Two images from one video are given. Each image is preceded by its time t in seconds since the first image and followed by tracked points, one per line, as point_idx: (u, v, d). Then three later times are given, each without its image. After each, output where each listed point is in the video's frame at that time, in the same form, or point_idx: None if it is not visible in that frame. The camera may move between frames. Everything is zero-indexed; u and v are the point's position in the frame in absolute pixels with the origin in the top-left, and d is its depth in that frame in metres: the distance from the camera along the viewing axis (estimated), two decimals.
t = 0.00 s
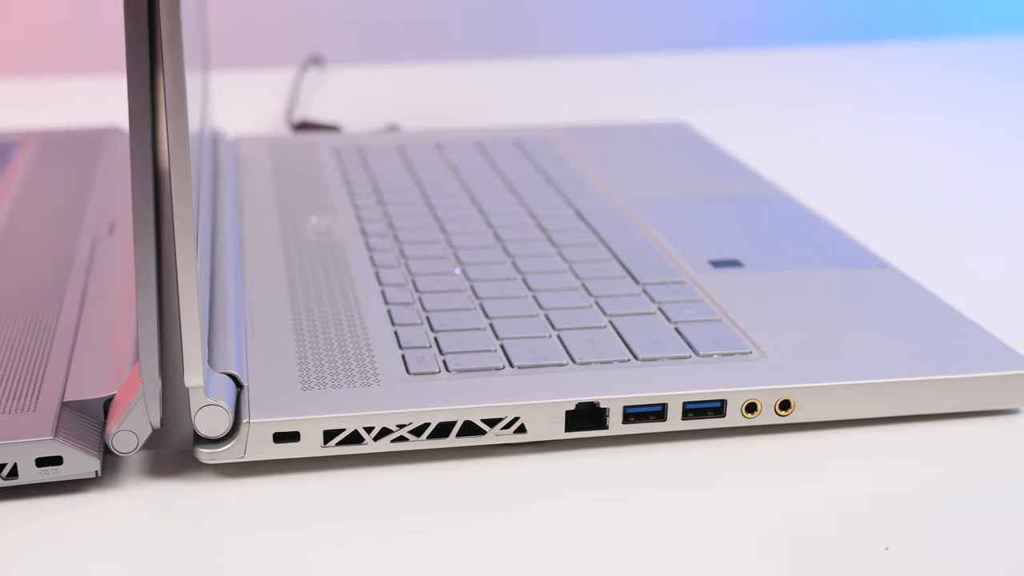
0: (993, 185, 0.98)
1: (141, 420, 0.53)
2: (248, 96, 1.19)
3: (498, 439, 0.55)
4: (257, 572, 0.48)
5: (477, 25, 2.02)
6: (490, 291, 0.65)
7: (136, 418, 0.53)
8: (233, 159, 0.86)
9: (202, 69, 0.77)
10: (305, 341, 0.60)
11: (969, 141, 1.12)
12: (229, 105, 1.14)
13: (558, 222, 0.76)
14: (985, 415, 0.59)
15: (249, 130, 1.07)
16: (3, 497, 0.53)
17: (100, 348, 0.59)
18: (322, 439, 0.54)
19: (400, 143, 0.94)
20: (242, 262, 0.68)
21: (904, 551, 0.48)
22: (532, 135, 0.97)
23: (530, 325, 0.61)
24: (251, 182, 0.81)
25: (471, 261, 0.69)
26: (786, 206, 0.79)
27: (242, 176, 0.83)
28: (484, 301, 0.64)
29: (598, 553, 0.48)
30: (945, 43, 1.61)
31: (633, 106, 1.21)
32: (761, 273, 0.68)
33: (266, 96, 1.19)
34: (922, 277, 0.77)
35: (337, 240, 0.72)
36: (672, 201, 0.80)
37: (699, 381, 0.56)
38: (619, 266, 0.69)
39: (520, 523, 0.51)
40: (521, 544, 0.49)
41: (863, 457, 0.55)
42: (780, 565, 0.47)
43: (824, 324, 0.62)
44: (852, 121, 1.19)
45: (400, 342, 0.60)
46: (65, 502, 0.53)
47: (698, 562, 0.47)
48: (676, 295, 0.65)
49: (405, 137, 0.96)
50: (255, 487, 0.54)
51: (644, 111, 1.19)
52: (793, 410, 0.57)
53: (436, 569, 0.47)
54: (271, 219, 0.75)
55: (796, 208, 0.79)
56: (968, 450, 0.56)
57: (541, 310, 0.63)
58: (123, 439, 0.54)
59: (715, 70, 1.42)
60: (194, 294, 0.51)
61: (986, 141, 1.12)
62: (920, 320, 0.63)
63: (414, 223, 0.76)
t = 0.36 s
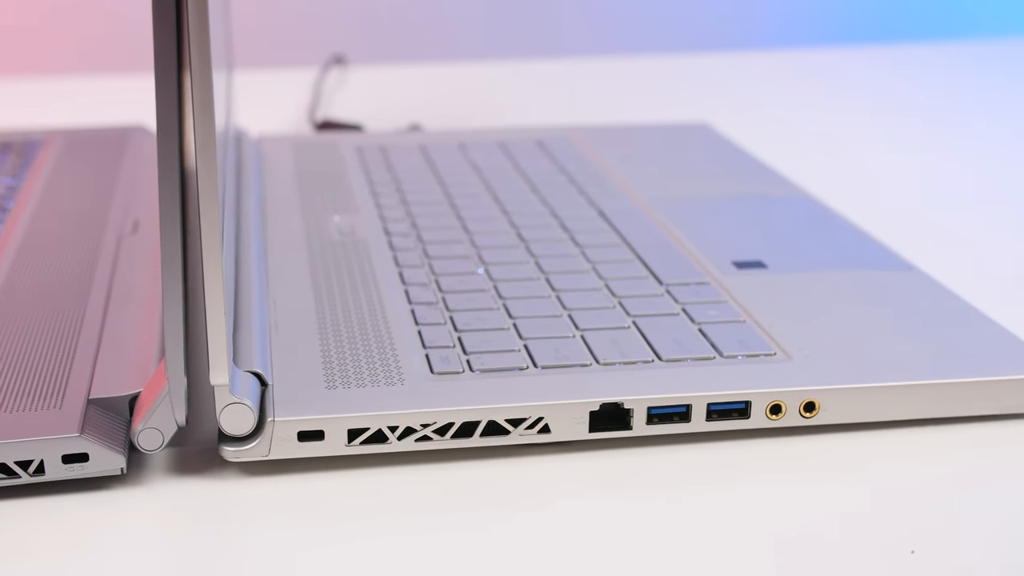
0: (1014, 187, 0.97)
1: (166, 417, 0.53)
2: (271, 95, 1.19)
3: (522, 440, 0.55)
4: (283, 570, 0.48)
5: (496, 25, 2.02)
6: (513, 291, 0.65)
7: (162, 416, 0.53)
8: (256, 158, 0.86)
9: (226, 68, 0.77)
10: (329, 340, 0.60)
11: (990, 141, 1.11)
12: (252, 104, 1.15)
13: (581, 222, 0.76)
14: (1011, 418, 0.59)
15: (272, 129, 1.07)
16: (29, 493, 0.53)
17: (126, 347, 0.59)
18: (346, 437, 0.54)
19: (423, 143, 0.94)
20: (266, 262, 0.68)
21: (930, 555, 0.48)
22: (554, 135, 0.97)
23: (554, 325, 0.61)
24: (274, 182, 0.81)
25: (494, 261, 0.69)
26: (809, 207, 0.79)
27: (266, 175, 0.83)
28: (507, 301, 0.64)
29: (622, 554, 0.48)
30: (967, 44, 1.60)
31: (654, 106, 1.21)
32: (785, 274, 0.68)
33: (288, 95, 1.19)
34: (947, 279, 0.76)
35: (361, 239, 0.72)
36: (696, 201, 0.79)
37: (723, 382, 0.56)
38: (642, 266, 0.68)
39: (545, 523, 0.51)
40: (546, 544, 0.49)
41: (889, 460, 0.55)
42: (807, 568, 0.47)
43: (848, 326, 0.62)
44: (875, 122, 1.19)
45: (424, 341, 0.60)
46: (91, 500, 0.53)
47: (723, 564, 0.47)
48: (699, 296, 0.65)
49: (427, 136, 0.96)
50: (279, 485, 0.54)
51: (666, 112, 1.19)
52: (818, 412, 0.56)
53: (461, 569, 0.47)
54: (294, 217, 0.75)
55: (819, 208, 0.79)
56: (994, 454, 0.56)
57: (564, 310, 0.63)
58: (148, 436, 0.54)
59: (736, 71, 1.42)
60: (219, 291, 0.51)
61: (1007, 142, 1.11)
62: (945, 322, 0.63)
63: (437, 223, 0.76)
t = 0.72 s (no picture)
0: None
1: (192, 416, 0.54)
2: (294, 95, 1.19)
3: (545, 440, 0.55)
4: (308, 568, 0.48)
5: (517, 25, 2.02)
6: (536, 291, 0.65)
7: (187, 414, 0.54)
8: (280, 157, 0.86)
9: (250, 67, 0.78)
10: (353, 339, 0.60)
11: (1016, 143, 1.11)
12: (274, 102, 1.15)
13: (604, 222, 0.76)
14: None
15: (295, 128, 1.08)
16: (55, 490, 0.54)
17: (151, 344, 0.59)
18: (370, 436, 0.54)
19: (446, 142, 0.94)
20: (290, 260, 0.68)
21: (956, 559, 0.47)
22: (577, 135, 0.97)
23: (578, 325, 0.61)
24: (298, 180, 0.81)
25: (517, 261, 0.69)
26: (834, 208, 0.79)
27: (290, 174, 0.83)
28: (530, 301, 0.64)
29: (646, 555, 0.48)
30: (991, 45, 1.59)
31: (677, 107, 1.21)
32: (809, 276, 0.68)
33: (311, 94, 1.20)
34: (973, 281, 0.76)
35: (384, 239, 0.72)
36: (720, 202, 0.79)
37: (748, 384, 0.56)
38: (666, 267, 0.68)
39: (568, 523, 0.51)
40: (570, 544, 0.49)
41: (914, 463, 0.55)
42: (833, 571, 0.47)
43: (872, 328, 0.62)
44: (899, 123, 1.18)
45: (448, 340, 0.60)
46: (117, 497, 0.53)
47: (748, 566, 0.47)
48: (724, 297, 0.64)
49: (450, 135, 0.96)
50: (303, 484, 0.54)
51: (688, 112, 1.19)
52: (843, 414, 0.56)
53: (484, 569, 0.47)
54: (317, 217, 0.75)
55: (843, 209, 0.79)
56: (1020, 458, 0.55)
57: (588, 310, 0.63)
58: (174, 434, 0.54)
59: (758, 71, 1.41)
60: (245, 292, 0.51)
61: None
62: (971, 325, 0.62)
63: (460, 223, 0.76)
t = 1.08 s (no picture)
0: None
1: (216, 413, 0.54)
2: (316, 94, 1.20)
3: (569, 440, 0.55)
4: (332, 567, 0.48)
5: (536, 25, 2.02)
6: (559, 291, 0.65)
7: (212, 412, 0.54)
8: (303, 156, 0.87)
9: (273, 67, 0.78)
10: (377, 338, 0.60)
11: None
12: (297, 102, 1.16)
13: (626, 223, 0.76)
14: None
15: (317, 127, 1.08)
16: (80, 487, 0.54)
17: (176, 343, 0.59)
18: (394, 435, 0.54)
19: (468, 142, 0.94)
20: (313, 259, 0.68)
21: (983, 562, 0.47)
22: (600, 135, 0.97)
23: (601, 326, 0.61)
24: (322, 180, 0.81)
25: (540, 261, 0.69)
26: (858, 209, 0.79)
27: (313, 173, 0.84)
28: (553, 301, 0.64)
29: (671, 556, 0.48)
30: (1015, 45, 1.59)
31: (698, 108, 1.21)
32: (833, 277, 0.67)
33: (333, 94, 1.20)
34: (998, 282, 0.75)
35: (407, 238, 0.72)
36: (743, 203, 0.79)
37: (772, 385, 0.56)
38: (689, 268, 0.68)
39: (593, 523, 0.50)
40: (594, 544, 0.49)
41: (939, 467, 0.55)
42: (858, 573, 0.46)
43: (897, 330, 0.61)
44: (922, 125, 1.18)
45: (471, 340, 0.60)
46: (141, 494, 0.53)
47: (773, 568, 0.47)
48: (747, 298, 0.64)
49: (472, 135, 0.96)
50: (327, 483, 0.54)
51: (711, 113, 1.18)
52: (867, 416, 0.56)
53: (508, 569, 0.47)
54: (340, 216, 0.75)
55: (866, 210, 0.78)
56: None
57: (610, 310, 0.63)
58: (198, 432, 0.54)
59: (778, 72, 1.41)
60: (270, 290, 0.51)
61: None
62: (997, 327, 0.62)
63: (483, 223, 0.76)
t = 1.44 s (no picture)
0: None
1: (237, 412, 0.54)
2: (335, 93, 1.20)
3: (589, 440, 0.55)
4: (352, 565, 0.48)
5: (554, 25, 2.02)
6: (579, 291, 0.65)
7: (233, 411, 0.54)
8: (322, 156, 0.87)
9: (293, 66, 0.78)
10: (397, 337, 0.60)
11: None
12: (316, 101, 1.16)
13: (646, 223, 0.76)
14: None
15: (337, 126, 1.08)
16: (102, 484, 0.54)
17: (197, 341, 0.59)
18: (414, 435, 0.54)
19: (488, 141, 0.94)
20: (333, 259, 0.68)
21: (1005, 566, 0.47)
22: (619, 135, 0.97)
23: (621, 327, 0.61)
24: (341, 179, 0.81)
25: (560, 261, 0.69)
26: (879, 210, 0.78)
27: (332, 172, 0.84)
28: (573, 302, 0.64)
29: (691, 557, 0.48)
30: None
31: (718, 109, 1.21)
32: (854, 279, 0.67)
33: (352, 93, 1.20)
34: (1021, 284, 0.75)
35: (427, 238, 0.72)
36: (762, 204, 0.79)
37: (793, 387, 0.56)
38: (710, 269, 0.68)
39: (613, 524, 0.50)
40: (614, 545, 0.49)
41: (960, 470, 0.54)
42: None
43: (918, 332, 0.61)
44: (943, 125, 1.17)
45: (491, 340, 0.60)
46: (163, 492, 0.54)
47: (794, 570, 0.47)
48: (768, 300, 0.64)
49: (492, 135, 0.96)
50: (347, 483, 0.54)
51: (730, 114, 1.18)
52: (888, 418, 0.56)
53: (529, 568, 0.47)
54: (360, 216, 0.75)
55: (888, 211, 0.78)
56: None
57: (631, 310, 0.63)
58: (219, 430, 0.54)
59: (797, 73, 1.41)
60: (292, 290, 0.51)
61: None
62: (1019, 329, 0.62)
63: (503, 222, 0.76)
